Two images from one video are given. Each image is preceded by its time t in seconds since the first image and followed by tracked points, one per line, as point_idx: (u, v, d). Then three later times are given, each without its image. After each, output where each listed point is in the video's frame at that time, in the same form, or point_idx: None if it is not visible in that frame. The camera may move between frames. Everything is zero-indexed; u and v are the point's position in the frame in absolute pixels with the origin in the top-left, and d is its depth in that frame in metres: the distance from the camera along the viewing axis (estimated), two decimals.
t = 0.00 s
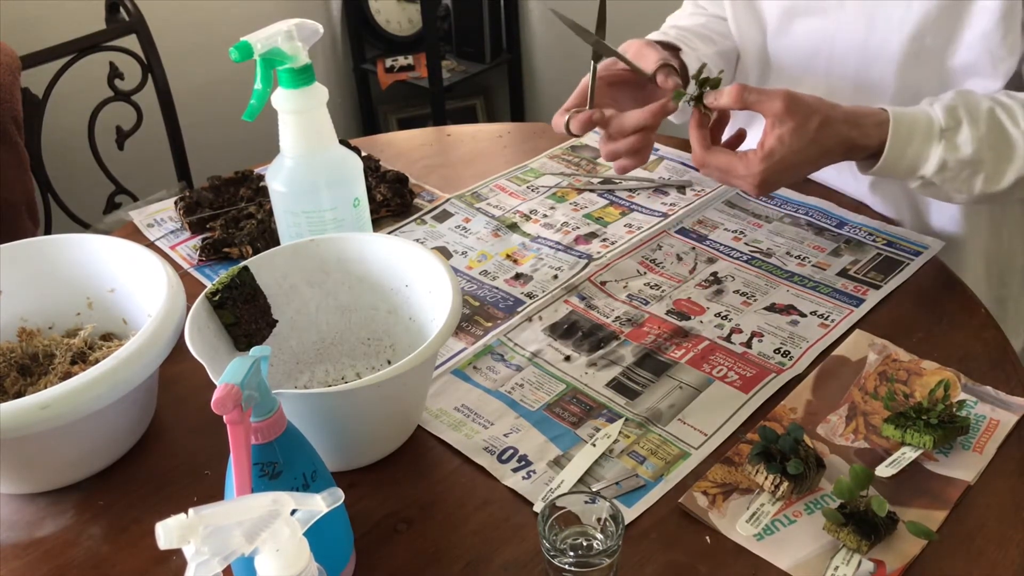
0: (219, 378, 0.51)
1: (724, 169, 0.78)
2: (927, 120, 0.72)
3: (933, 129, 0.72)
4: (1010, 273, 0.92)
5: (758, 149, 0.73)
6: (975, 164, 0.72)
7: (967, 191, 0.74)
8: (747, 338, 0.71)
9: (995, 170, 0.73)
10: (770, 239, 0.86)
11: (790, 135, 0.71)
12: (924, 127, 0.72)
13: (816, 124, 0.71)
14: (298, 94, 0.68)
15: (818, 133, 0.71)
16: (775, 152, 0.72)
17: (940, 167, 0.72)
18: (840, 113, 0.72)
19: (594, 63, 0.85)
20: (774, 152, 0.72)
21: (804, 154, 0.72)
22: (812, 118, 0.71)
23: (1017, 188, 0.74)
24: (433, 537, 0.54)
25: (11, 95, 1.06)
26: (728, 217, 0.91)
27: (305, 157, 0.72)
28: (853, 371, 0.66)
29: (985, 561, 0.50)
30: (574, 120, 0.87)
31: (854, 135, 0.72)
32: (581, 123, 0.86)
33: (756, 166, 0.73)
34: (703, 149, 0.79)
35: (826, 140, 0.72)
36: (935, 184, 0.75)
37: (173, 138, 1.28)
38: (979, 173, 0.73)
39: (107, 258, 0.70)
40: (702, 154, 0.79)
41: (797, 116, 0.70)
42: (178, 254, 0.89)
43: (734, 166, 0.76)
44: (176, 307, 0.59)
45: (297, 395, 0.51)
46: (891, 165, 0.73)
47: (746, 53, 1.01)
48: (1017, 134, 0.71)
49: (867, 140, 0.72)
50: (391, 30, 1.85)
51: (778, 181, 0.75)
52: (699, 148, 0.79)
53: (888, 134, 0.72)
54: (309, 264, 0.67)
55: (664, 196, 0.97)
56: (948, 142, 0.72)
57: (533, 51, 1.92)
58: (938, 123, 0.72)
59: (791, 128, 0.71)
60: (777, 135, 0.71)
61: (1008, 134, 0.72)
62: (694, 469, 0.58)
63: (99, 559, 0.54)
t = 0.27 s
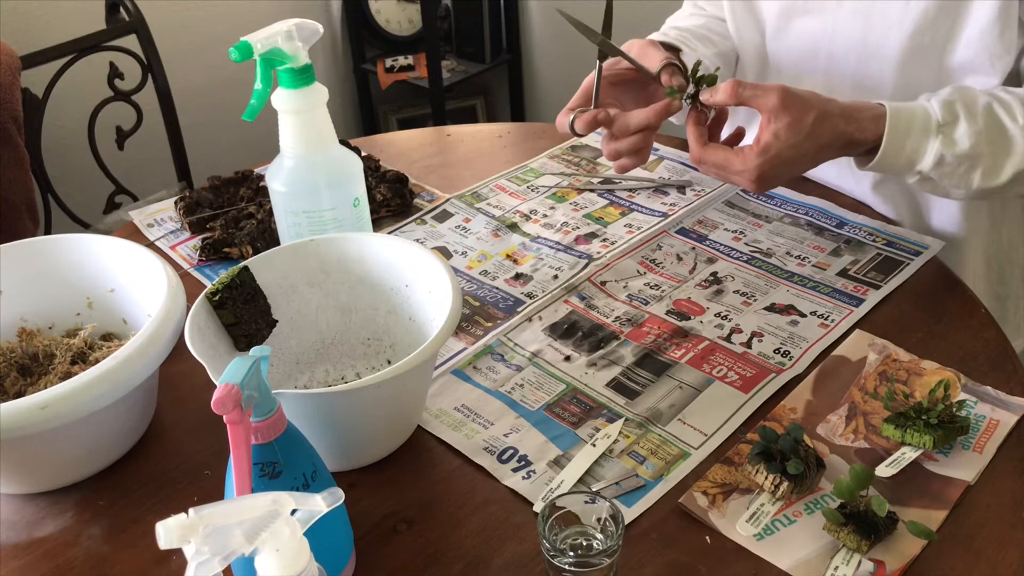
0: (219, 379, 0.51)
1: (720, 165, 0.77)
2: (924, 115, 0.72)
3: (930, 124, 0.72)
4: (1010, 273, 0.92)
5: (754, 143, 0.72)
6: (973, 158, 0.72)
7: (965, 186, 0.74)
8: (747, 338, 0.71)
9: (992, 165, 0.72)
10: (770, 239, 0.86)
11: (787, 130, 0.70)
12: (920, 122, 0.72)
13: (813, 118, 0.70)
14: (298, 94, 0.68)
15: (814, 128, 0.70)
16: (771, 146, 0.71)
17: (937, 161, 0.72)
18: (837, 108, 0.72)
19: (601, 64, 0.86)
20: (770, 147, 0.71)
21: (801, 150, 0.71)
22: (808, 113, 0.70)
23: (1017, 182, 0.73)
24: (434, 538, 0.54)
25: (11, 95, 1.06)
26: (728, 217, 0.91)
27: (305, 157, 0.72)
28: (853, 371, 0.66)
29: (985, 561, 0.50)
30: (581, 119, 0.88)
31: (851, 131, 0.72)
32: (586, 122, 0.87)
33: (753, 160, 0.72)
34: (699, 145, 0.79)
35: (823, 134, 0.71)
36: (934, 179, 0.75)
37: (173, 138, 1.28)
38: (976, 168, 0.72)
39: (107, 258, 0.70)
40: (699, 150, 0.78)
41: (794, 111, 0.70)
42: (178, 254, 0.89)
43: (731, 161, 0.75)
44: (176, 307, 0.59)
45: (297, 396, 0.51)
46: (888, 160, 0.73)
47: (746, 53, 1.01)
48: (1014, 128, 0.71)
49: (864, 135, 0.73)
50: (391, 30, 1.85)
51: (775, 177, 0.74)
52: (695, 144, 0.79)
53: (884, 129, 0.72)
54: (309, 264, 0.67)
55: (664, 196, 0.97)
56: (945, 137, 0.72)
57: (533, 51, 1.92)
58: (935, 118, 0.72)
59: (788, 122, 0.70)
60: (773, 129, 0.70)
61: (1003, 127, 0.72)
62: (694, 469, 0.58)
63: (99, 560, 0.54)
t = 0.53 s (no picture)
0: (219, 379, 0.51)
1: (721, 163, 0.77)
2: (925, 113, 0.72)
3: (931, 121, 0.72)
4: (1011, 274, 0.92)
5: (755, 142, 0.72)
6: (973, 156, 0.72)
7: (965, 185, 0.74)
8: (747, 338, 0.71)
9: (993, 163, 0.72)
10: (770, 239, 0.86)
11: (787, 128, 0.70)
12: (920, 121, 0.72)
13: (813, 115, 0.70)
14: (298, 94, 0.68)
15: (814, 127, 0.70)
16: (772, 144, 0.71)
17: (937, 160, 0.72)
18: (837, 106, 0.72)
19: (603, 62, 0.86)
20: (770, 144, 0.71)
21: (801, 147, 0.71)
22: (808, 111, 0.70)
23: (1018, 181, 0.73)
24: (433, 538, 0.54)
25: (11, 95, 1.06)
26: (728, 217, 0.91)
27: (305, 157, 0.72)
28: (854, 371, 0.66)
29: (985, 561, 0.50)
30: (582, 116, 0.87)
31: (851, 128, 0.72)
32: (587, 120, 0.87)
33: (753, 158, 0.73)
34: (699, 143, 0.79)
35: (823, 133, 0.71)
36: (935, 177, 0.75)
37: (173, 138, 1.28)
38: (977, 165, 0.72)
39: (107, 258, 0.70)
40: (698, 148, 0.79)
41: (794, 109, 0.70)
42: (178, 254, 0.89)
43: (731, 159, 0.76)
44: (176, 307, 0.59)
45: (297, 396, 0.51)
46: (888, 158, 0.73)
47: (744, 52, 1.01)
48: (1014, 127, 0.71)
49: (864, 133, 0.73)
50: (391, 30, 1.85)
51: (774, 175, 0.75)
52: (695, 142, 0.79)
53: (884, 127, 0.72)
54: (309, 264, 0.67)
55: (664, 196, 0.97)
56: (945, 135, 0.72)
57: (533, 51, 1.92)
58: (936, 116, 0.72)
59: (787, 120, 0.70)
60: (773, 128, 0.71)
61: (1003, 124, 0.72)
62: (694, 469, 0.58)
63: (99, 559, 0.54)
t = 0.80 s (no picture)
0: (219, 379, 0.51)
1: (727, 167, 0.74)
2: (931, 113, 0.72)
3: (938, 122, 0.72)
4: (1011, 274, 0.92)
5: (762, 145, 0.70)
6: (980, 157, 0.72)
7: (966, 185, 0.74)
8: (747, 338, 0.71)
9: (1000, 164, 0.73)
10: (770, 239, 0.86)
11: (795, 130, 0.69)
12: (927, 121, 0.72)
13: (820, 118, 0.69)
14: (298, 94, 0.68)
15: (821, 128, 0.69)
16: (780, 146, 0.69)
17: (938, 159, 0.72)
18: (845, 108, 0.71)
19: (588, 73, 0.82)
20: (778, 146, 0.69)
21: (808, 151, 0.70)
22: (816, 112, 0.69)
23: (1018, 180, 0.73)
24: (433, 538, 0.54)
25: (11, 95, 1.06)
26: (728, 217, 0.91)
27: (305, 157, 0.72)
28: (854, 371, 0.66)
29: (985, 561, 0.50)
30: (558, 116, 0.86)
31: (860, 130, 0.71)
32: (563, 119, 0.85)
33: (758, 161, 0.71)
34: (706, 146, 0.75)
35: (829, 137, 0.70)
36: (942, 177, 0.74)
37: (173, 138, 1.28)
38: (983, 166, 0.73)
39: (107, 258, 0.70)
40: (706, 151, 0.75)
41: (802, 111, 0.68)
42: (178, 254, 0.89)
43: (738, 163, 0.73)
44: (175, 307, 0.59)
45: (297, 395, 0.51)
46: (896, 160, 0.73)
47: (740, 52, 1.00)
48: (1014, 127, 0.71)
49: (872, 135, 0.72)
50: (391, 30, 1.86)
51: (782, 178, 0.73)
52: (702, 144, 0.75)
53: (891, 129, 0.72)
54: (308, 264, 0.67)
55: (664, 196, 0.97)
56: (953, 136, 0.72)
57: (533, 51, 1.92)
58: (939, 115, 0.72)
59: (795, 122, 0.68)
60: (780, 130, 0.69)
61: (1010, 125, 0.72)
62: (694, 469, 0.58)
63: (99, 559, 0.54)
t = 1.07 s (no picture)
0: (219, 379, 0.51)
1: (779, 186, 0.72)
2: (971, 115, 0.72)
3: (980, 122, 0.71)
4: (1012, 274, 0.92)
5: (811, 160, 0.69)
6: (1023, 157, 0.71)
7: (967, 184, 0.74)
8: (747, 338, 0.71)
9: None
10: (770, 239, 0.86)
11: (845, 140, 0.67)
12: (968, 124, 0.71)
13: (869, 126, 0.68)
14: (298, 94, 0.68)
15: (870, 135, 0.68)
16: (833, 157, 0.68)
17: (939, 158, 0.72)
18: (886, 115, 0.70)
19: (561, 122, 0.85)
20: (830, 159, 0.68)
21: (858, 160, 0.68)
22: (859, 123, 0.68)
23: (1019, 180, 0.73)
24: (433, 538, 0.54)
25: (11, 95, 1.06)
26: (728, 217, 0.91)
27: (305, 157, 0.72)
28: (854, 371, 0.66)
29: (985, 561, 0.50)
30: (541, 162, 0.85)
31: (907, 136, 0.70)
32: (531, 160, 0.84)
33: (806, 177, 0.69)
34: (756, 167, 0.74)
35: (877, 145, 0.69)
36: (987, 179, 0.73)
37: (173, 138, 1.28)
38: None
39: (107, 258, 0.70)
40: (757, 171, 0.73)
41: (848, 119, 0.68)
42: (178, 254, 0.89)
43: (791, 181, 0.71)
44: (175, 307, 0.59)
45: (297, 395, 0.51)
46: (941, 165, 0.72)
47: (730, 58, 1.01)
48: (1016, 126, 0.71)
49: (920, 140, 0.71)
50: (391, 30, 1.86)
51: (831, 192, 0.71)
52: (751, 166, 0.74)
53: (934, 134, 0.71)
54: (309, 264, 0.67)
55: (664, 196, 0.97)
56: (995, 135, 0.71)
57: (533, 51, 1.92)
58: (941, 113, 0.72)
59: (843, 132, 0.67)
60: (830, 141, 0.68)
61: None
62: (694, 469, 0.58)
63: (99, 559, 0.54)
